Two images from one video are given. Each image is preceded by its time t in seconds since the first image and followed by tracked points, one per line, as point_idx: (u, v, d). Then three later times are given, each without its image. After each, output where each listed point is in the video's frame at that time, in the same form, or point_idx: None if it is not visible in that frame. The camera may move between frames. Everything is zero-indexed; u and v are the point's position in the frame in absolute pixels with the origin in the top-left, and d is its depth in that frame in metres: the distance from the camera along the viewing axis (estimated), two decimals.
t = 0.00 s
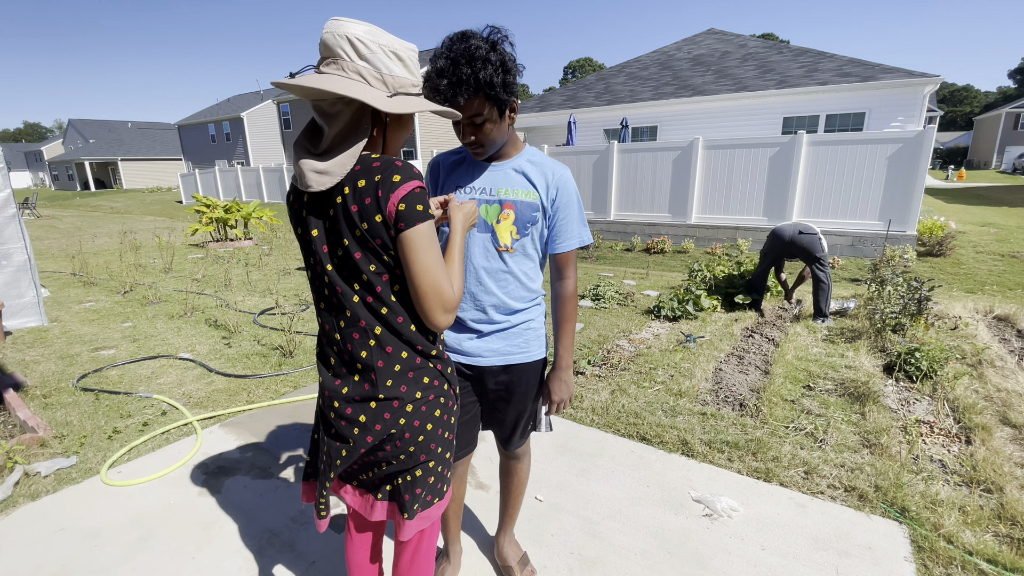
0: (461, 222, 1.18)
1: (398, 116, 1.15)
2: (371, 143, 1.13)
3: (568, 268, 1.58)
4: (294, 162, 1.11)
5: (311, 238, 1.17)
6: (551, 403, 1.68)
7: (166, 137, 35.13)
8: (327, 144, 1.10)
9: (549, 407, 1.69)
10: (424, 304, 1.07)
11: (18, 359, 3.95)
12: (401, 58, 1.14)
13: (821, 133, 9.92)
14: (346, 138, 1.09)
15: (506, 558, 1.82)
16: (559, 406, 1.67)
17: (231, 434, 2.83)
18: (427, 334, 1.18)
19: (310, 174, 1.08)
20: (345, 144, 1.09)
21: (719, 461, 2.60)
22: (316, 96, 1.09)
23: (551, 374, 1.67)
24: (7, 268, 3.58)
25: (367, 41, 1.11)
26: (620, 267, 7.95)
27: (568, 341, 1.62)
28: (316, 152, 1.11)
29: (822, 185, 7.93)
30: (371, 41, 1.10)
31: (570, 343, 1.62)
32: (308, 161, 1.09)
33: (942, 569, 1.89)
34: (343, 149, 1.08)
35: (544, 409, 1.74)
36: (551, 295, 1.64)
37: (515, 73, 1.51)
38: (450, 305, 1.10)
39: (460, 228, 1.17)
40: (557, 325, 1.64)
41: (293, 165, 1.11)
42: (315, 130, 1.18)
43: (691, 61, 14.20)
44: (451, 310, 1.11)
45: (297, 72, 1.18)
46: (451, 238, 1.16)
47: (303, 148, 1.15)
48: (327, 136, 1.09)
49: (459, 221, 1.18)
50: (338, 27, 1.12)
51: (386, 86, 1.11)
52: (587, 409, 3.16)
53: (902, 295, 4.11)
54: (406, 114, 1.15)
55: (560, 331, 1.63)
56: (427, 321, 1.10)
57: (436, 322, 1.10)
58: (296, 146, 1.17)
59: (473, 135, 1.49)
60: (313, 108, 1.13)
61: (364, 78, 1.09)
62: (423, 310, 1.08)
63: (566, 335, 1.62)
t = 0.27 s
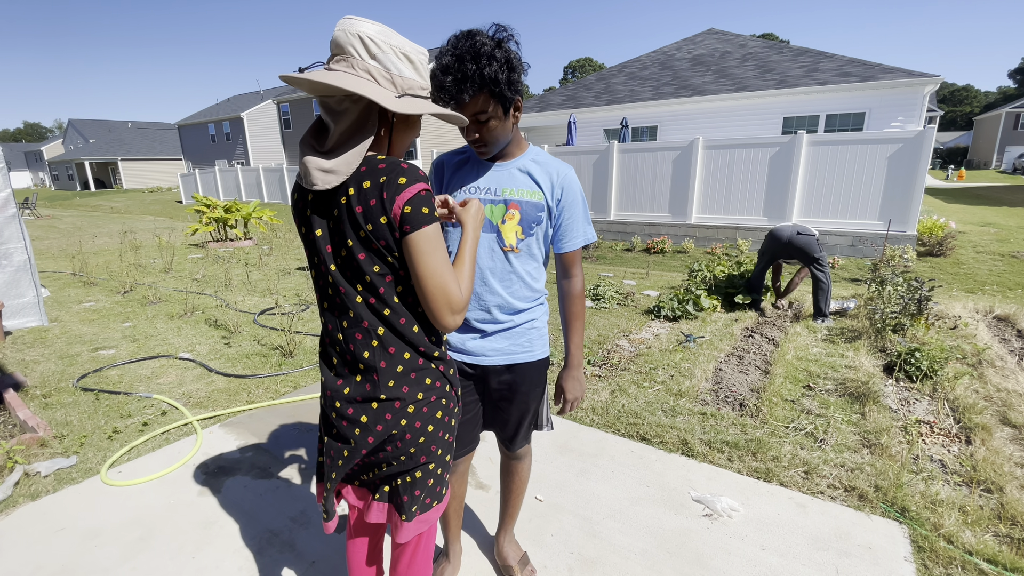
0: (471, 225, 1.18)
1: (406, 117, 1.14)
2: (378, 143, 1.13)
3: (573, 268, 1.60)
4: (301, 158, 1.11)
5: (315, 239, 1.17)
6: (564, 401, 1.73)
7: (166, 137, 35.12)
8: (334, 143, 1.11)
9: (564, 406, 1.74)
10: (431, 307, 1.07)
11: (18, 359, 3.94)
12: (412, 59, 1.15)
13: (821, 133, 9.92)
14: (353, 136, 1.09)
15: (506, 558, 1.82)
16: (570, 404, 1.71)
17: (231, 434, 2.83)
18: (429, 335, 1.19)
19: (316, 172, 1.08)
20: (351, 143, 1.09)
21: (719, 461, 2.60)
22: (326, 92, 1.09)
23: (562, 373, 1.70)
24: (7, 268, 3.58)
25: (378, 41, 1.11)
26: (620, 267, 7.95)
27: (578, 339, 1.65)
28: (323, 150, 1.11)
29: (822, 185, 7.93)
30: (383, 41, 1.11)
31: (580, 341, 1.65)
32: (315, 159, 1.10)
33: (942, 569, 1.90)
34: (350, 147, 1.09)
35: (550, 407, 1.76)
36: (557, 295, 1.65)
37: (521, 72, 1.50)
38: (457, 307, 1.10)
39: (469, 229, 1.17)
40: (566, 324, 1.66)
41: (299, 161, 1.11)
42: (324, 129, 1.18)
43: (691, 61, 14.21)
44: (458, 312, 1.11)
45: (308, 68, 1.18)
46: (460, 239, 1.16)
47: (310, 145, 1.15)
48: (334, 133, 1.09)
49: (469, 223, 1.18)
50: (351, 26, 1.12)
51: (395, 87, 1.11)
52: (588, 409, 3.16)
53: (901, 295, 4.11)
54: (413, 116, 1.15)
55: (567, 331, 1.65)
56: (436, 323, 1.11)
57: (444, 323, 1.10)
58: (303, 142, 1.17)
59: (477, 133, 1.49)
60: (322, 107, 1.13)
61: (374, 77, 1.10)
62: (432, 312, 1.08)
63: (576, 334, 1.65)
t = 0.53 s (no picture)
0: (471, 228, 1.18)
1: (405, 117, 1.14)
2: (377, 143, 1.13)
3: (573, 269, 1.60)
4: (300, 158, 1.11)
5: (316, 241, 1.17)
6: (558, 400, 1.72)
7: (166, 137, 35.11)
8: (333, 143, 1.11)
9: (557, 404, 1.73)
10: (432, 309, 1.07)
11: (18, 359, 3.94)
12: (411, 59, 1.15)
13: (821, 133, 9.92)
14: (352, 137, 1.09)
15: (506, 558, 1.82)
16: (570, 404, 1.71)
17: (231, 434, 2.83)
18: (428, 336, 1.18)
19: (315, 172, 1.08)
20: (350, 143, 1.09)
21: (719, 461, 2.60)
22: (325, 92, 1.10)
23: (562, 373, 1.70)
24: (7, 268, 3.58)
25: (377, 40, 1.11)
26: (620, 267, 7.95)
27: (574, 340, 1.64)
28: (322, 150, 1.11)
29: (822, 185, 7.93)
30: (382, 40, 1.11)
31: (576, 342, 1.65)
32: (314, 159, 1.10)
33: (943, 569, 1.89)
34: (348, 148, 1.09)
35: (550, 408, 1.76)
36: (557, 296, 1.65)
37: (523, 71, 1.50)
38: (458, 309, 1.09)
39: (470, 231, 1.17)
40: (563, 325, 1.66)
41: (297, 162, 1.12)
42: (323, 128, 1.18)
43: (691, 61, 14.21)
44: (459, 314, 1.11)
45: (307, 67, 1.19)
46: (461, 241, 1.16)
47: (309, 144, 1.15)
48: (333, 133, 1.09)
49: (470, 225, 1.18)
50: (350, 25, 1.13)
51: (394, 87, 1.11)
52: (588, 409, 3.16)
53: (902, 295, 4.11)
54: (412, 116, 1.15)
55: (567, 331, 1.65)
56: (437, 326, 1.11)
57: (446, 326, 1.10)
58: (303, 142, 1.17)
59: (478, 131, 1.49)
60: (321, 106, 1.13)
61: (373, 77, 1.09)
62: (433, 314, 1.08)
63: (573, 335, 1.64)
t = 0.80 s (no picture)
0: (469, 228, 1.18)
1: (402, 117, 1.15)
2: (375, 143, 1.13)
3: (574, 269, 1.60)
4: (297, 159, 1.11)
5: (315, 242, 1.17)
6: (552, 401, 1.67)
7: (166, 137, 35.10)
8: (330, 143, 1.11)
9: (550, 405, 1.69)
10: (429, 310, 1.07)
11: (18, 359, 3.94)
12: (408, 58, 1.14)
13: (821, 133, 9.92)
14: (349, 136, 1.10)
15: (506, 558, 1.82)
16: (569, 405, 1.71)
17: (231, 434, 2.83)
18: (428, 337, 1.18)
19: (312, 173, 1.08)
20: (347, 144, 1.09)
21: (719, 461, 2.60)
22: (321, 93, 1.10)
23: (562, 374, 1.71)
24: (7, 268, 3.57)
25: (373, 39, 1.11)
26: (620, 267, 7.95)
27: (571, 340, 1.63)
28: (319, 151, 1.11)
29: (822, 185, 7.93)
30: (377, 39, 1.10)
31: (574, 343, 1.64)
32: (312, 160, 1.10)
33: (942, 569, 1.89)
34: (346, 148, 1.09)
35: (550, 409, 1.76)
36: (557, 296, 1.65)
37: (524, 69, 1.50)
38: (455, 310, 1.09)
39: (469, 232, 1.17)
40: (563, 325, 1.65)
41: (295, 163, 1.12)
42: (321, 129, 1.18)
43: (691, 61, 14.21)
44: (457, 315, 1.10)
45: (303, 68, 1.19)
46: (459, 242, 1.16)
47: (307, 145, 1.15)
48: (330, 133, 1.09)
49: (468, 226, 1.18)
50: (345, 25, 1.12)
51: (390, 86, 1.11)
52: (587, 409, 3.16)
53: (902, 295, 4.11)
54: (410, 115, 1.14)
55: (568, 332, 1.65)
56: (434, 327, 1.11)
57: (443, 328, 1.10)
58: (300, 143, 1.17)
59: (478, 128, 1.49)
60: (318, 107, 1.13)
61: (369, 76, 1.09)
62: (429, 315, 1.08)
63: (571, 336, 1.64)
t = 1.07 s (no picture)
0: (468, 227, 1.18)
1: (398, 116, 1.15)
2: (371, 143, 1.13)
3: (574, 269, 1.60)
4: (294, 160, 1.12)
5: (313, 243, 1.17)
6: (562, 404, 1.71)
7: (166, 137, 35.10)
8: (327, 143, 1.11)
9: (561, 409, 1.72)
10: (427, 310, 1.07)
11: (18, 359, 3.94)
12: (403, 56, 1.15)
13: (821, 133, 9.92)
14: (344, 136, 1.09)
15: (506, 559, 1.82)
16: (569, 406, 1.70)
17: (231, 434, 2.83)
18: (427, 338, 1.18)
19: (308, 174, 1.08)
20: (342, 144, 1.09)
21: (719, 461, 2.60)
22: (316, 93, 1.10)
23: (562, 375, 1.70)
24: (7, 268, 3.57)
25: (368, 38, 1.11)
26: (620, 267, 7.95)
27: (572, 341, 1.64)
28: (316, 152, 1.12)
29: (822, 185, 7.93)
30: (371, 39, 1.10)
31: (579, 344, 1.64)
32: (308, 162, 1.10)
33: (942, 569, 1.89)
34: (341, 148, 1.08)
35: (550, 410, 1.76)
36: (557, 297, 1.65)
37: (525, 67, 1.50)
38: (454, 311, 1.09)
39: (467, 232, 1.17)
40: (563, 326, 1.65)
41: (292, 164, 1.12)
42: (317, 129, 1.18)
43: (691, 61, 14.21)
44: (455, 315, 1.10)
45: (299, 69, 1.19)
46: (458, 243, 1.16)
47: (304, 146, 1.16)
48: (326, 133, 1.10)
49: (466, 226, 1.18)
50: (340, 24, 1.12)
51: (385, 85, 1.11)
52: (587, 408, 3.16)
53: (902, 295, 4.11)
54: (405, 114, 1.15)
55: (568, 333, 1.65)
56: (433, 327, 1.11)
57: (441, 328, 1.10)
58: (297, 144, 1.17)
59: (479, 125, 1.48)
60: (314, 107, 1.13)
61: (364, 75, 1.09)
62: (428, 316, 1.08)
63: (574, 337, 1.64)
